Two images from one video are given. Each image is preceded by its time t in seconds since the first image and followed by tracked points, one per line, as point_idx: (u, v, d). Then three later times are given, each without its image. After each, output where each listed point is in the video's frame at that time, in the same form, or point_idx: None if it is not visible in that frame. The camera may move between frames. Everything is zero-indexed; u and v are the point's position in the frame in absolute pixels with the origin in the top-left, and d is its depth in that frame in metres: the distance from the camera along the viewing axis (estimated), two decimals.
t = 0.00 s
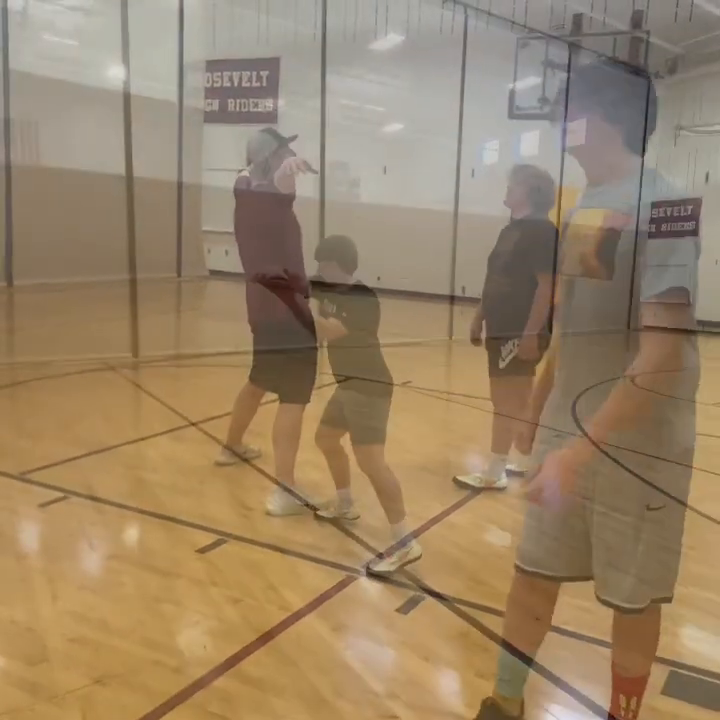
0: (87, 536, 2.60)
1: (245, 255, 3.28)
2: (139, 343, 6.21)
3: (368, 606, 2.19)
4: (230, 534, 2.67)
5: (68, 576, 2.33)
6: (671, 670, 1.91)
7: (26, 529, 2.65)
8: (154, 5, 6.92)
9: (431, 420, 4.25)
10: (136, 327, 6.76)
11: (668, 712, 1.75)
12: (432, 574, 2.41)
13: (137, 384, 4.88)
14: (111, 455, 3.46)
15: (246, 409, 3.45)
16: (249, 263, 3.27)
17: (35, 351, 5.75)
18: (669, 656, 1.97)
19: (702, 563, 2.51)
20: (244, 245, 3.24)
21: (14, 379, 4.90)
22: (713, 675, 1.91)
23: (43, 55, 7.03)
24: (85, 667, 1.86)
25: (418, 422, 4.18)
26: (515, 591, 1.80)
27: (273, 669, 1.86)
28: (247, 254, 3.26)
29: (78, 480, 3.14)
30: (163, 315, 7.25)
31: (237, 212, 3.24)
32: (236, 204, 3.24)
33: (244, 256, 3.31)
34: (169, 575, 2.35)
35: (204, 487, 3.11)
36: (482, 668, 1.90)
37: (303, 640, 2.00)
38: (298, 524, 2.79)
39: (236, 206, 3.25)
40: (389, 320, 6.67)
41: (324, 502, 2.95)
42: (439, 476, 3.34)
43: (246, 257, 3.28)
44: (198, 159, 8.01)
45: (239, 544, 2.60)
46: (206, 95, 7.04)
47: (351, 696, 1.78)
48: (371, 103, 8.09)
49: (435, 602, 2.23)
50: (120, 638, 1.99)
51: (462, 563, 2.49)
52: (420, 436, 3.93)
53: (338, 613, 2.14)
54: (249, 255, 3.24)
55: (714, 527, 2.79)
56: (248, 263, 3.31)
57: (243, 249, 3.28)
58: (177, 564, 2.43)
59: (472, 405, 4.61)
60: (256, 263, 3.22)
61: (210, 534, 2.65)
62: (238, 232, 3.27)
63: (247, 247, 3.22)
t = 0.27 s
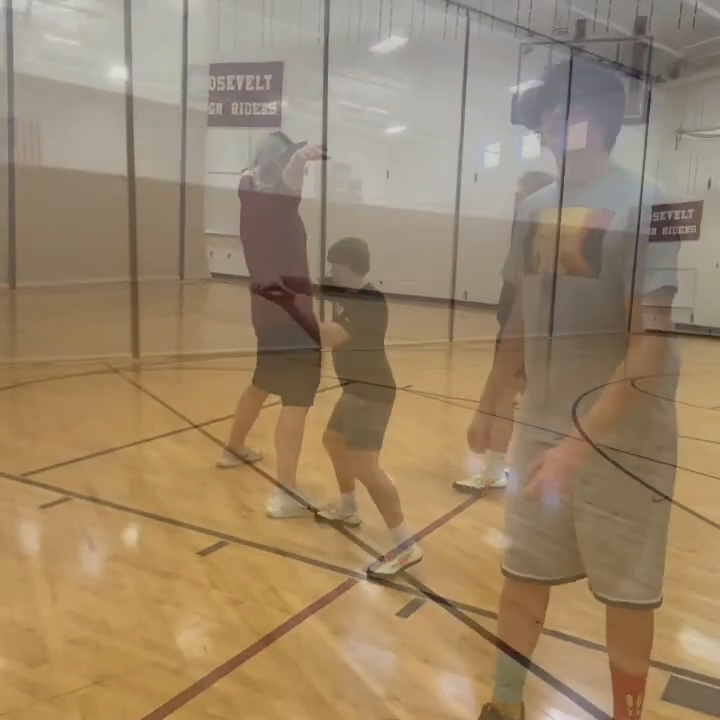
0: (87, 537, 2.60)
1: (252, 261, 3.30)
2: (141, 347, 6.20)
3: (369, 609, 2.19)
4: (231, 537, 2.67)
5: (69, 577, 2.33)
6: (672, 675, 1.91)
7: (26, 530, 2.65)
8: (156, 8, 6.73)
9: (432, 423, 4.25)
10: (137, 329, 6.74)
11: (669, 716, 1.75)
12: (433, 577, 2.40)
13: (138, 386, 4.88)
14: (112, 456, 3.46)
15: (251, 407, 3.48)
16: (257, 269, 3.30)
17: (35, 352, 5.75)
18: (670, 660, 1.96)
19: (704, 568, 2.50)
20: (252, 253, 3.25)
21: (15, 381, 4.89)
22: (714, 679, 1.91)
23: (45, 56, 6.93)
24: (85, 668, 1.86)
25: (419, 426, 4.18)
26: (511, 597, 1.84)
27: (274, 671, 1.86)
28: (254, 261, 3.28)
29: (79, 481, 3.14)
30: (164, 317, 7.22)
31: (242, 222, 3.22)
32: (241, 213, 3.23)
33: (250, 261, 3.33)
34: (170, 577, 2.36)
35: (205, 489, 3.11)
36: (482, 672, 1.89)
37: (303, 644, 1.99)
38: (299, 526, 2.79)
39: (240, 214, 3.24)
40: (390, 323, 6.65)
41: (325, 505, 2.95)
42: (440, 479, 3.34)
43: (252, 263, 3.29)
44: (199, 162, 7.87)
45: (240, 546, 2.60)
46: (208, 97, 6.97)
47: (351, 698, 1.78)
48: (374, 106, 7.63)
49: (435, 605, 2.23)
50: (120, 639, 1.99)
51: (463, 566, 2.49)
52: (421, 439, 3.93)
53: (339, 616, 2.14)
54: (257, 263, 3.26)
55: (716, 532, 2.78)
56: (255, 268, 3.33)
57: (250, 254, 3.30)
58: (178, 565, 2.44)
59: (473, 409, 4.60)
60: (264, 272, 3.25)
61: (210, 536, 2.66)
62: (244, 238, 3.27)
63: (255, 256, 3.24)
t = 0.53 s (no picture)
0: (89, 537, 2.62)
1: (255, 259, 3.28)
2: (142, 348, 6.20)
3: (369, 611, 2.20)
4: (232, 537, 2.68)
5: (71, 576, 2.34)
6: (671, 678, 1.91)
7: (29, 529, 2.66)
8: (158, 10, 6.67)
9: (433, 426, 4.26)
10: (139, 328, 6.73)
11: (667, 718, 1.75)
12: (433, 580, 2.41)
13: (140, 386, 4.89)
14: (114, 456, 3.48)
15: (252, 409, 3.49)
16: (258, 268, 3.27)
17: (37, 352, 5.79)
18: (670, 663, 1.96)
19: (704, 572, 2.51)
20: (255, 249, 3.25)
21: (18, 380, 4.90)
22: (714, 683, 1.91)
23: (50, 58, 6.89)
24: (87, 667, 1.87)
25: (419, 429, 4.18)
26: (517, 598, 1.86)
27: (274, 672, 1.87)
28: (256, 259, 3.26)
29: (81, 481, 3.15)
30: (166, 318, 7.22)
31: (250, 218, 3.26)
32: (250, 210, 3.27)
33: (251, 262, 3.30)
34: (171, 577, 2.37)
35: (206, 490, 3.12)
36: (482, 673, 1.90)
37: (303, 645, 2.00)
38: (300, 527, 2.80)
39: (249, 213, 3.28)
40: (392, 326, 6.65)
41: (326, 507, 2.96)
42: (440, 482, 3.35)
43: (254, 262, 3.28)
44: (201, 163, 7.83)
45: (241, 546, 2.61)
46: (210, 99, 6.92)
47: (351, 699, 1.79)
48: (375, 108, 7.64)
49: (435, 608, 2.23)
50: (122, 638, 2.00)
51: (463, 568, 2.50)
52: (422, 442, 3.94)
53: (339, 618, 2.15)
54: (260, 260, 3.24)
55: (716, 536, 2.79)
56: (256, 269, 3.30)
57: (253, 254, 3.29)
58: (179, 565, 2.45)
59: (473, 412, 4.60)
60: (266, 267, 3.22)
61: (212, 537, 2.67)
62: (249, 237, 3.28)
63: (259, 251, 3.23)
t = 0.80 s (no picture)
0: (92, 535, 2.63)
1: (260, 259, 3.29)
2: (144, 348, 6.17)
3: (369, 609, 2.21)
4: (233, 536, 2.69)
5: (74, 573, 2.35)
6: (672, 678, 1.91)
7: (32, 527, 2.67)
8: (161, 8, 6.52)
9: (433, 428, 4.27)
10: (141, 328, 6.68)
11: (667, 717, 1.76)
12: (433, 579, 2.42)
13: (140, 386, 4.89)
14: (116, 455, 3.48)
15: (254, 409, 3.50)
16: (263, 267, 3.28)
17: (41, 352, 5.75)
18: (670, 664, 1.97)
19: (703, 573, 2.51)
20: (260, 248, 3.26)
21: (18, 379, 4.89)
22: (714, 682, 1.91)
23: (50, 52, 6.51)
24: (90, 664, 1.88)
25: (420, 430, 4.19)
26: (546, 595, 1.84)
27: (276, 670, 1.88)
28: (261, 259, 3.28)
29: (83, 479, 3.16)
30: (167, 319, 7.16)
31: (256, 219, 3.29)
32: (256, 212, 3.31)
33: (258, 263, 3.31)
34: (173, 575, 2.38)
35: (208, 489, 3.13)
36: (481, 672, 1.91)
37: (304, 643, 2.01)
38: (301, 527, 2.80)
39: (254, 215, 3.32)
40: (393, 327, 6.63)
41: (326, 506, 2.97)
42: (441, 482, 3.36)
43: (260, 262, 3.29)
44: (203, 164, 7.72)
45: (242, 545, 2.62)
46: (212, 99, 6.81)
47: (352, 697, 1.80)
48: (377, 111, 7.62)
49: (435, 607, 2.24)
50: (125, 635, 2.02)
51: (462, 569, 2.51)
52: (422, 443, 3.95)
53: (340, 616, 2.16)
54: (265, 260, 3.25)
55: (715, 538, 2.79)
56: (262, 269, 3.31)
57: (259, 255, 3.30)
58: (181, 563, 2.46)
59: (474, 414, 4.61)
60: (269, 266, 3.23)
61: (213, 536, 2.68)
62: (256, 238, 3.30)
63: (263, 250, 3.24)
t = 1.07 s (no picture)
0: (92, 530, 2.62)
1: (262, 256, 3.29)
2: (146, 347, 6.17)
3: (369, 606, 2.21)
4: (233, 533, 2.69)
5: (75, 568, 2.35)
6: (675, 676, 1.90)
7: (32, 522, 2.67)
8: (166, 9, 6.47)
9: (433, 429, 4.27)
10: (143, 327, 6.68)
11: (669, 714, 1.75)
12: (432, 578, 2.42)
13: (141, 386, 4.89)
14: (116, 453, 3.48)
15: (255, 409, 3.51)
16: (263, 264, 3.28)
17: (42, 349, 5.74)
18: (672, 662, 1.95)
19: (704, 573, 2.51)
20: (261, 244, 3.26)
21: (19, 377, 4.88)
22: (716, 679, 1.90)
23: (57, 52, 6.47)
24: (91, 657, 1.88)
25: (420, 432, 4.20)
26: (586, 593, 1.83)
27: (276, 664, 1.87)
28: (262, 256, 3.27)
29: (84, 476, 3.16)
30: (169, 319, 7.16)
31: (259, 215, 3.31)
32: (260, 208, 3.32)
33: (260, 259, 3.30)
34: (174, 571, 2.37)
35: (208, 486, 3.13)
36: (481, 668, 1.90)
37: (304, 638, 2.01)
38: (301, 525, 2.80)
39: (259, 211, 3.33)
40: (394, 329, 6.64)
41: (326, 505, 2.97)
42: (440, 483, 3.36)
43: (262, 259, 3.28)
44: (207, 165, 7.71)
45: (242, 542, 2.62)
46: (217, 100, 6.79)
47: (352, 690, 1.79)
48: (378, 114, 7.46)
49: (435, 604, 2.24)
50: (125, 630, 2.01)
51: (462, 568, 2.51)
52: (422, 445, 3.95)
53: (340, 613, 2.16)
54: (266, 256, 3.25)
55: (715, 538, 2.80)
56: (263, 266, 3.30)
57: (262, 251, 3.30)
58: (181, 559, 2.45)
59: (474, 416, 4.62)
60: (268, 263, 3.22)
61: (213, 533, 2.68)
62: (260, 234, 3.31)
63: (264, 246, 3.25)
